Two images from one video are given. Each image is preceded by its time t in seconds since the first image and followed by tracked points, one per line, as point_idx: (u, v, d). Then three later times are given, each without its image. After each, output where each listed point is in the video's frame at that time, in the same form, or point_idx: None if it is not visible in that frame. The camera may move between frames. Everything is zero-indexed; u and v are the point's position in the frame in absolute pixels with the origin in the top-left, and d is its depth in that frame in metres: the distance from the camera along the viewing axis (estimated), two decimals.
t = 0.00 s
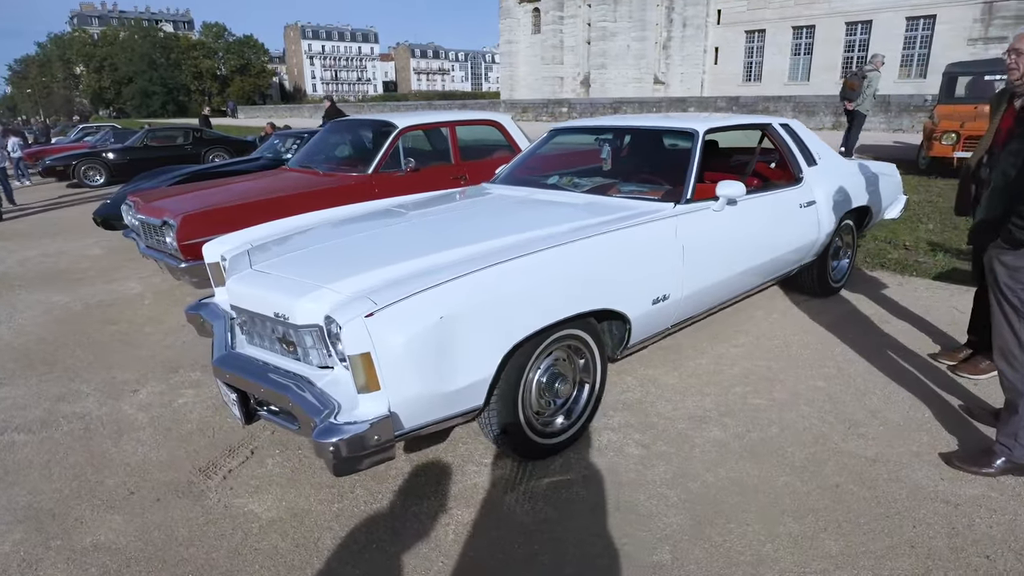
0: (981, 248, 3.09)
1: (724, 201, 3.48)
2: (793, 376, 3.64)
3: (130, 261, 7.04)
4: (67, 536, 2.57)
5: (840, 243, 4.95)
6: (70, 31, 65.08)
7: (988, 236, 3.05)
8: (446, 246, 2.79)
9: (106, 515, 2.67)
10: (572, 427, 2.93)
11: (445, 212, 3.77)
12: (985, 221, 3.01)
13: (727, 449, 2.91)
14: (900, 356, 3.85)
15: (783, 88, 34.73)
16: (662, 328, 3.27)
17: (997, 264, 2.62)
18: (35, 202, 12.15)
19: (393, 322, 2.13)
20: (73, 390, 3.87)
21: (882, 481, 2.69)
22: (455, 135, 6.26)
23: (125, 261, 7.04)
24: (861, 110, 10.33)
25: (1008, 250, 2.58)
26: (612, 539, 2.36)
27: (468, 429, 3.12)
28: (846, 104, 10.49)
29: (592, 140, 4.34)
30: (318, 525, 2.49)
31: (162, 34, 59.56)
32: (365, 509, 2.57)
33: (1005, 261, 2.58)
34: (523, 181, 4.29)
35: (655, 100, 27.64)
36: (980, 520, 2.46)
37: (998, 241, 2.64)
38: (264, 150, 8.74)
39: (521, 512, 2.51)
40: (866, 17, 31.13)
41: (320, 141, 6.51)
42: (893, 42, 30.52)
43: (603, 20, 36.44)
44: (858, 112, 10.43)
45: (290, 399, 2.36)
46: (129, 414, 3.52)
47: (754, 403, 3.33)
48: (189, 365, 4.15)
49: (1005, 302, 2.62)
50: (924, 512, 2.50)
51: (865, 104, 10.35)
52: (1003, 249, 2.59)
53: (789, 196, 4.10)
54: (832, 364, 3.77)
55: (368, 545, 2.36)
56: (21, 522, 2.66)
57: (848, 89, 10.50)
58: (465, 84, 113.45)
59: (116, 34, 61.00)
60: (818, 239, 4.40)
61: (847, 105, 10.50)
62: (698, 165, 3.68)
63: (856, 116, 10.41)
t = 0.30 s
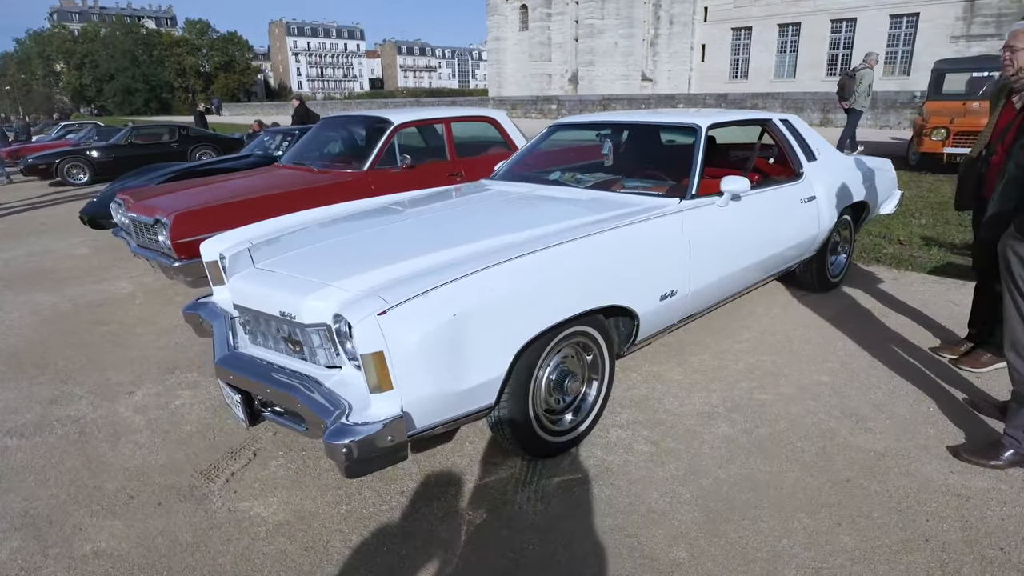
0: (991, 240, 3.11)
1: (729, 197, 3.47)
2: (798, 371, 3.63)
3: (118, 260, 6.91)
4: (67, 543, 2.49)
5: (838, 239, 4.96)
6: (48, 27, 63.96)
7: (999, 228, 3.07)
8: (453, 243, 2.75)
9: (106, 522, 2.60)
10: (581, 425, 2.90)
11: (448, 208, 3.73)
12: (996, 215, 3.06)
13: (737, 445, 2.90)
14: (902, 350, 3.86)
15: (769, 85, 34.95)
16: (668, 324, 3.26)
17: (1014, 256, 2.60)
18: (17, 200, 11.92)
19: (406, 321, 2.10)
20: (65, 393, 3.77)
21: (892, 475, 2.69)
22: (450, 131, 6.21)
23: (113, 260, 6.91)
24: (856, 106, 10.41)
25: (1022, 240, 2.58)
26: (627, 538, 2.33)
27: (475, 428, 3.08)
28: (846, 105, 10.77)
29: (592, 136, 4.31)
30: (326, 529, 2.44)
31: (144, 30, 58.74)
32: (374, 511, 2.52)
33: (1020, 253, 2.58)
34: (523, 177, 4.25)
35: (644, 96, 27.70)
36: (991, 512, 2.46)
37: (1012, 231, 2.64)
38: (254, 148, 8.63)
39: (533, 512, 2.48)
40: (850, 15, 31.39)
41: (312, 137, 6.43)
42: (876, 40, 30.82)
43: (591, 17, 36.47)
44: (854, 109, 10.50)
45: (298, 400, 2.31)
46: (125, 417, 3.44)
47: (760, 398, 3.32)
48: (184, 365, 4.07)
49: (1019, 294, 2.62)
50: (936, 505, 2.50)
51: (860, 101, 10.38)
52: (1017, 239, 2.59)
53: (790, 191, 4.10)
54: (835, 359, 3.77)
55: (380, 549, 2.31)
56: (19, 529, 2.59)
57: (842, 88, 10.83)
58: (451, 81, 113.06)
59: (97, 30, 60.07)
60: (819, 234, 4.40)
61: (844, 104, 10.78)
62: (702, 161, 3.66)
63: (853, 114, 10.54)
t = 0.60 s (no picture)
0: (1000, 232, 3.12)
1: (733, 190, 3.48)
2: (801, 363, 3.65)
3: (109, 260, 6.80)
4: (73, 548, 2.45)
5: (836, 232, 4.99)
6: (27, 25, 62.92)
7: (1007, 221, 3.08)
8: (461, 239, 2.73)
9: (112, 525, 2.55)
10: (592, 418, 2.90)
11: (451, 204, 3.71)
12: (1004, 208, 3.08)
13: (746, 437, 2.91)
14: (903, 341, 3.89)
15: (756, 81, 35.09)
16: (675, 318, 3.26)
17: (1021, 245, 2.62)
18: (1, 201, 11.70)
19: (422, 317, 2.08)
20: (62, 395, 3.70)
21: (901, 465, 2.71)
22: (445, 129, 6.18)
23: (104, 260, 6.80)
24: (853, 98, 10.50)
25: None
26: (643, 531, 2.33)
27: (483, 424, 3.06)
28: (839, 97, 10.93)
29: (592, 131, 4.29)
30: (339, 528, 2.42)
31: (126, 28, 57.99)
32: (386, 509, 2.50)
33: None
34: (523, 174, 4.24)
35: (633, 93, 27.74)
36: (1000, 499, 2.48)
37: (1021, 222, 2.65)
38: (245, 145, 8.54)
39: (546, 508, 2.47)
40: (835, 12, 31.63)
41: (305, 134, 6.35)
42: (861, 37, 31.08)
43: (579, 13, 36.49)
44: (851, 100, 10.59)
45: (309, 398, 2.28)
46: (126, 419, 3.38)
47: (766, 391, 3.33)
48: (183, 366, 4.01)
49: None
50: (947, 494, 2.52)
51: (856, 92, 10.48)
52: None
53: (791, 185, 4.12)
54: (837, 351, 3.79)
55: (395, 549, 2.29)
56: (21, 535, 2.53)
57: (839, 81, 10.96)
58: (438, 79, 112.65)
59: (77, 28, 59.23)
60: (818, 228, 4.43)
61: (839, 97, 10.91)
62: (706, 155, 3.66)
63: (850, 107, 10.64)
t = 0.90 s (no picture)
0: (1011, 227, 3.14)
1: (742, 185, 3.49)
2: (809, 356, 3.68)
3: (104, 261, 6.72)
4: (88, 551, 2.42)
5: (836, 227, 5.03)
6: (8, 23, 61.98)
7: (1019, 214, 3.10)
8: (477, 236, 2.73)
9: (127, 528, 2.52)
10: (608, 413, 2.91)
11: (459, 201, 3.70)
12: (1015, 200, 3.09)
13: (760, 430, 2.93)
14: (907, 333, 3.94)
15: (744, 78, 35.23)
16: (687, 313, 3.28)
17: None
18: None
19: (447, 313, 2.08)
20: (66, 398, 3.65)
21: (914, 455, 2.74)
22: (445, 126, 6.16)
23: (99, 261, 6.71)
24: (848, 93, 10.62)
25: None
26: (664, 524, 2.34)
27: (496, 421, 3.06)
28: (836, 92, 11.04)
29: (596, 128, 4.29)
30: (360, 526, 2.41)
31: (110, 26, 57.28)
32: (406, 507, 2.49)
33: None
34: (528, 171, 4.23)
35: (623, 89, 27.80)
36: (1013, 487, 2.52)
37: None
38: (239, 144, 8.47)
39: (567, 503, 2.47)
40: (822, 8, 31.86)
41: (302, 132, 6.30)
42: (848, 33, 31.33)
43: (567, 11, 36.52)
44: (846, 96, 10.71)
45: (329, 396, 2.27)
46: (134, 420, 3.34)
47: (776, 384, 3.36)
48: (189, 366, 3.97)
49: None
50: (961, 483, 2.55)
51: (851, 88, 10.60)
52: None
53: (795, 180, 4.14)
54: (844, 343, 3.83)
55: (418, 547, 2.29)
56: (35, 539, 2.50)
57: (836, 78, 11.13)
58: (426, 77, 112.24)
59: (59, 26, 58.40)
60: (821, 222, 4.46)
61: (836, 92, 11.04)
62: (713, 151, 3.66)
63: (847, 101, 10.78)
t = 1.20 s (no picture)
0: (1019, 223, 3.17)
1: (749, 182, 3.51)
2: (815, 351, 3.70)
3: (98, 261, 6.62)
4: (102, 556, 2.38)
5: (837, 223, 5.06)
6: None
7: None
8: (491, 234, 2.72)
9: (140, 532, 2.48)
10: (621, 410, 2.90)
11: (466, 198, 3.69)
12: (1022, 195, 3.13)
13: (773, 426, 2.94)
14: (910, 328, 3.98)
15: (732, 76, 35.39)
16: (697, 309, 3.29)
17: None
18: None
19: (470, 312, 2.07)
20: (68, 401, 3.59)
21: (926, 449, 2.76)
22: (444, 124, 6.13)
23: (93, 261, 6.62)
24: (846, 93, 10.73)
25: None
26: (684, 520, 2.35)
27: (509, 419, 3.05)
28: (836, 92, 11.14)
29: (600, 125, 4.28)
30: (379, 527, 2.39)
31: (92, 23, 56.49)
32: (424, 507, 2.48)
33: None
34: (532, 168, 4.22)
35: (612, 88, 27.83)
36: None
37: None
38: (232, 142, 8.38)
39: (585, 500, 2.47)
40: (809, 7, 32.10)
41: (299, 130, 6.24)
42: (834, 31, 31.59)
43: (556, 9, 36.53)
44: (845, 96, 10.80)
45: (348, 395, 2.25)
46: (140, 423, 3.30)
47: (785, 380, 3.37)
48: (192, 367, 3.93)
49: None
50: (974, 476, 2.58)
51: (850, 88, 10.69)
52: None
53: (798, 177, 4.17)
54: (848, 338, 3.86)
55: (438, 546, 2.27)
56: (46, 544, 2.46)
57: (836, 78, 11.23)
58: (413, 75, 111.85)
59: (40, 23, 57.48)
60: (823, 219, 4.50)
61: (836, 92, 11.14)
62: (720, 148, 3.66)
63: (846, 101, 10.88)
